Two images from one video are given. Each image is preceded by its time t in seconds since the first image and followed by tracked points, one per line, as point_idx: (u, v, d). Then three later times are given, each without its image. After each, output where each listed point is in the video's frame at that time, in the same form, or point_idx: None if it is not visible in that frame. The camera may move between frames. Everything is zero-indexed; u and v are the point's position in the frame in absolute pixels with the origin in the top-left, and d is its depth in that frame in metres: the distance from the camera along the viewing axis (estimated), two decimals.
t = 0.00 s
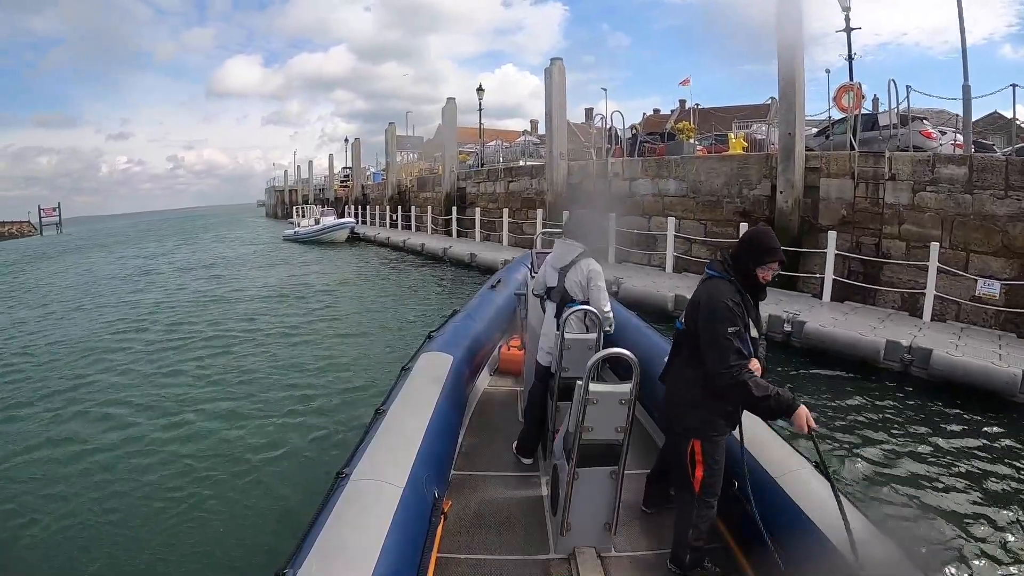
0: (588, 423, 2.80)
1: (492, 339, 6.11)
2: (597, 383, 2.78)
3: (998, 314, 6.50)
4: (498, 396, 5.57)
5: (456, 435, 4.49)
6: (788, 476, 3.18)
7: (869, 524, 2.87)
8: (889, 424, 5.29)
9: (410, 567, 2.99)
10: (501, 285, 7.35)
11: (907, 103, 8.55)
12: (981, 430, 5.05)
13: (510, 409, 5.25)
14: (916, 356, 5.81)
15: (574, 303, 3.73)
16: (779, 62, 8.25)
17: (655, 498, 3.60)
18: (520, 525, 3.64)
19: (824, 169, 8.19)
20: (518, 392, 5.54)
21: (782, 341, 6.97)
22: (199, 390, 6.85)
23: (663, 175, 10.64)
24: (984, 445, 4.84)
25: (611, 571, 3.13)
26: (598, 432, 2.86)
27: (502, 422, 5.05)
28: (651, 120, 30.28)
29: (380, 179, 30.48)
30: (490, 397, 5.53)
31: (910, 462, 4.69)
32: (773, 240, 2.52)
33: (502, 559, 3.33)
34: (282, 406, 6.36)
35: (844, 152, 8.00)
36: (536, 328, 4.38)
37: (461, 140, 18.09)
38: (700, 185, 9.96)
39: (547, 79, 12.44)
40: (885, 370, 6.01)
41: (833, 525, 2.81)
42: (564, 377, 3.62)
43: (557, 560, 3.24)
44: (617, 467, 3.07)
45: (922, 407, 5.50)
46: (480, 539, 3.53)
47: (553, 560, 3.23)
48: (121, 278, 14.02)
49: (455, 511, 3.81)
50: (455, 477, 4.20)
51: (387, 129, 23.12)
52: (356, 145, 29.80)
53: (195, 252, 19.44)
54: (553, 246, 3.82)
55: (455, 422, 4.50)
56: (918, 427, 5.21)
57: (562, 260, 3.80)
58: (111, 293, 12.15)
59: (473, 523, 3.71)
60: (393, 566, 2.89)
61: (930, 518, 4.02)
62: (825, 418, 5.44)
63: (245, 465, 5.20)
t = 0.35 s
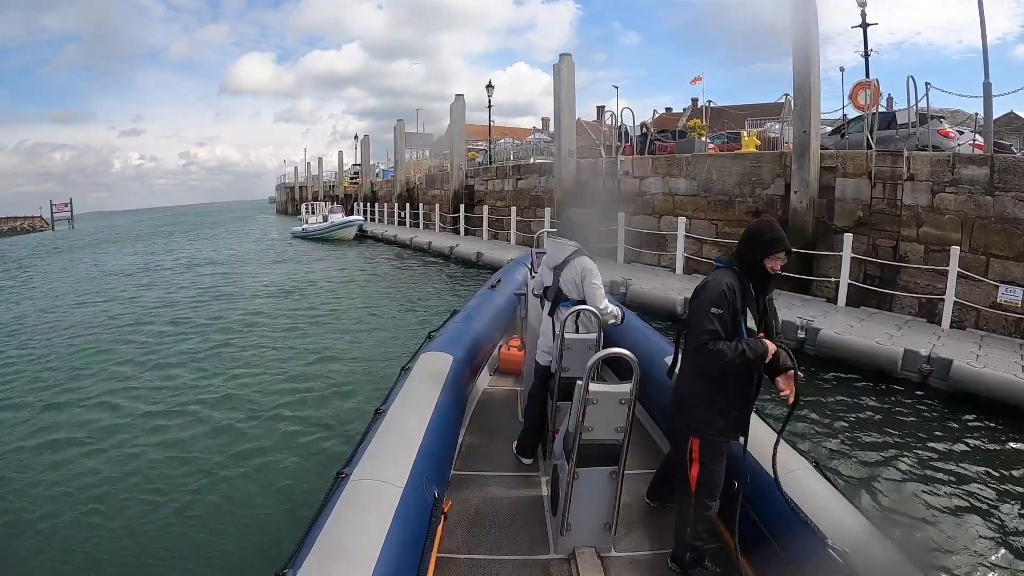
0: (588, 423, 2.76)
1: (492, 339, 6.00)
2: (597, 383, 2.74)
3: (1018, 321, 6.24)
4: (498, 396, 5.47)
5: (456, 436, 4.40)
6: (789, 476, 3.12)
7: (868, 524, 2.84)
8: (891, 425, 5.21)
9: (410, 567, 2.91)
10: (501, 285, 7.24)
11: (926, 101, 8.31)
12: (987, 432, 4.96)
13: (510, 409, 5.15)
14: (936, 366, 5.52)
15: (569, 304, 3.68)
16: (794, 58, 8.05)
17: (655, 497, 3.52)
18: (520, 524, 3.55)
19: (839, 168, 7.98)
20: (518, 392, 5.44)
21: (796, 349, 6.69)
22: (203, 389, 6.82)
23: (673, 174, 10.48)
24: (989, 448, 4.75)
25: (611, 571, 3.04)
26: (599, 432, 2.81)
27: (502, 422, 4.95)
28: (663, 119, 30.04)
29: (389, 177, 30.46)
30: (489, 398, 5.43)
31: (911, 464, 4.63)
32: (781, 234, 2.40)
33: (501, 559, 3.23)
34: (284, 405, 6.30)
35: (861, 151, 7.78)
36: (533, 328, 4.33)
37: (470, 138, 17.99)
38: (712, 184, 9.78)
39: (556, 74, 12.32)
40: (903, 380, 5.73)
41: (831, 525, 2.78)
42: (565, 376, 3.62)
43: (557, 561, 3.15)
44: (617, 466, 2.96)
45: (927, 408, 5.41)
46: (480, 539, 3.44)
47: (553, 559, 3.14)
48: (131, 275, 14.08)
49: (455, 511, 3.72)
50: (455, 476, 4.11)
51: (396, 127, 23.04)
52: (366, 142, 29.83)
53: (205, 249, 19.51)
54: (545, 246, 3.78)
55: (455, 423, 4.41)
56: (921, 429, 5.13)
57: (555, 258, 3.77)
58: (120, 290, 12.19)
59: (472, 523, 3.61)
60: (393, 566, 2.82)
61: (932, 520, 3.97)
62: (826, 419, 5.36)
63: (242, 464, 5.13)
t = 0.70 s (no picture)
0: (588, 423, 2.72)
1: (492, 338, 5.91)
2: (597, 383, 2.71)
3: None
4: (498, 396, 5.40)
5: (456, 436, 4.33)
6: (788, 476, 2.99)
7: (869, 523, 2.72)
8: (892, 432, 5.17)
9: (410, 568, 2.85)
10: (501, 285, 7.13)
11: (944, 100, 8.11)
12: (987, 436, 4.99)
13: (510, 408, 5.09)
14: (957, 376, 5.32)
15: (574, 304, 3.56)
16: (808, 55, 7.85)
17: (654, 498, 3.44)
18: (520, 523, 3.49)
19: (855, 168, 7.77)
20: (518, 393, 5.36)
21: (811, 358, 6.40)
22: (208, 393, 6.80)
23: (684, 173, 10.32)
24: (985, 454, 4.76)
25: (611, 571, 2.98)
26: (599, 432, 2.77)
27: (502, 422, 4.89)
28: (673, 118, 29.79)
29: (398, 175, 30.44)
30: (489, 398, 5.35)
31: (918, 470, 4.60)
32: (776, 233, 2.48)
33: (499, 559, 3.17)
34: (288, 412, 6.28)
35: (877, 150, 7.57)
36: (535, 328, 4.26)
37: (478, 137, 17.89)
38: (723, 184, 9.60)
39: (564, 72, 12.20)
40: (922, 391, 5.52)
41: (830, 523, 2.66)
42: (565, 377, 3.52)
43: (558, 561, 3.09)
44: (618, 466, 2.91)
45: (922, 414, 5.41)
46: (480, 538, 3.38)
47: (553, 560, 3.08)
48: (141, 273, 14.14)
49: (455, 511, 3.65)
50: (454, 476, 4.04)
51: (404, 125, 22.99)
52: (375, 141, 29.85)
53: (215, 248, 19.61)
54: (551, 244, 3.72)
55: (455, 424, 4.34)
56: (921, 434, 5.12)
57: (563, 258, 3.69)
58: (129, 289, 12.24)
59: (471, 523, 3.54)
60: (393, 567, 2.75)
61: (939, 527, 3.95)
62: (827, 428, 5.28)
63: (244, 483, 5.10)
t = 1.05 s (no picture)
0: (588, 423, 2.73)
1: (492, 339, 5.92)
2: (597, 382, 2.71)
3: None
4: (497, 396, 5.44)
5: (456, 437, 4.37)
6: (789, 476, 3.11)
7: (868, 524, 2.80)
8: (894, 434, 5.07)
9: (410, 567, 2.90)
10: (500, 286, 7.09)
11: (960, 97, 7.91)
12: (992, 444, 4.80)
13: (511, 409, 5.11)
14: (977, 387, 5.00)
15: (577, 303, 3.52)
16: (819, 52, 7.69)
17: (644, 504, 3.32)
18: (519, 524, 3.54)
19: (869, 169, 7.59)
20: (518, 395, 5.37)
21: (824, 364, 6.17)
22: (212, 399, 6.82)
23: (692, 175, 10.18)
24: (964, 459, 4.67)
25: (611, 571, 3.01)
26: (599, 433, 2.78)
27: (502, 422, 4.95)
28: (683, 120, 29.55)
29: (405, 179, 30.44)
30: (488, 397, 5.42)
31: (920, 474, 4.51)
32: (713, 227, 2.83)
33: (499, 559, 3.22)
34: (291, 421, 6.28)
35: (891, 150, 7.38)
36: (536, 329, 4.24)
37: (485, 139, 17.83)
38: (733, 186, 9.44)
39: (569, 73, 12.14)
40: (941, 403, 5.21)
41: (832, 524, 2.73)
42: (565, 377, 3.52)
43: (558, 561, 3.12)
44: (617, 466, 3.01)
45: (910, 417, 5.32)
46: (480, 538, 3.43)
47: (553, 560, 3.12)
48: (149, 276, 14.21)
49: (454, 510, 3.70)
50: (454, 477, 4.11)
51: (411, 128, 22.97)
52: (383, 144, 29.90)
53: (223, 251, 19.69)
54: (552, 244, 3.67)
55: (455, 423, 4.38)
56: (924, 438, 5.03)
57: (566, 258, 3.65)
58: (137, 291, 12.29)
59: (471, 523, 3.59)
60: (393, 565, 2.80)
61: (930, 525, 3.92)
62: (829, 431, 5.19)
63: (244, 491, 5.09)
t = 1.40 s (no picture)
0: (588, 423, 2.83)
1: (492, 338, 5.82)
2: (596, 383, 2.82)
3: None
4: (497, 396, 5.36)
5: (456, 434, 4.32)
6: (789, 476, 3.18)
7: (868, 523, 2.86)
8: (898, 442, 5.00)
9: (410, 567, 2.92)
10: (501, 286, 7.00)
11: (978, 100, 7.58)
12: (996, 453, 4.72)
13: (511, 409, 5.08)
14: (997, 403, 4.82)
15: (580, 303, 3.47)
16: (833, 53, 7.54)
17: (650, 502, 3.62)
18: (519, 523, 3.59)
19: (883, 173, 7.40)
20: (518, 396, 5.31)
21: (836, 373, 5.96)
22: (213, 397, 6.80)
23: (701, 178, 10.04)
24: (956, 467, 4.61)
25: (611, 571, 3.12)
26: (599, 432, 2.88)
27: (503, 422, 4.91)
28: (693, 124, 29.32)
29: (413, 180, 30.39)
30: (488, 397, 5.34)
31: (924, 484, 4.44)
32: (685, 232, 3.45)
33: (501, 560, 3.28)
34: (290, 420, 6.21)
35: (907, 154, 7.18)
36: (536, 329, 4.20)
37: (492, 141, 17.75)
38: (743, 190, 9.29)
39: (577, 73, 12.06)
40: (958, 418, 5.03)
41: (831, 524, 2.80)
42: (564, 377, 3.49)
43: (558, 561, 3.21)
44: (617, 466, 3.09)
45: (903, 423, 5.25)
46: (482, 539, 3.49)
47: (553, 560, 3.21)
48: (156, 274, 14.24)
49: (455, 510, 3.74)
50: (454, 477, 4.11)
51: (419, 130, 22.95)
52: (391, 146, 29.91)
53: (231, 250, 19.73)
54: (556, 244, 3.60)
55: (455, 422, 4.33)
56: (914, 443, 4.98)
57: (570, 259, 3.60)
58: (143, 289, 12.30)
59: (472, 523, 3.65)
60: (393, 565, 2.81)
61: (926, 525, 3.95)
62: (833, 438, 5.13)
63: (242, 490, 5.03)
